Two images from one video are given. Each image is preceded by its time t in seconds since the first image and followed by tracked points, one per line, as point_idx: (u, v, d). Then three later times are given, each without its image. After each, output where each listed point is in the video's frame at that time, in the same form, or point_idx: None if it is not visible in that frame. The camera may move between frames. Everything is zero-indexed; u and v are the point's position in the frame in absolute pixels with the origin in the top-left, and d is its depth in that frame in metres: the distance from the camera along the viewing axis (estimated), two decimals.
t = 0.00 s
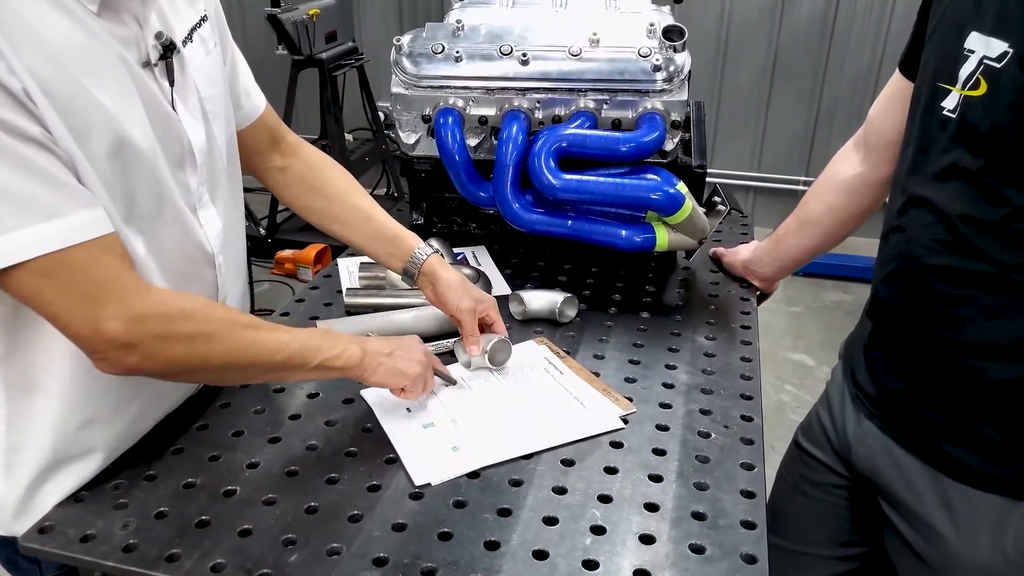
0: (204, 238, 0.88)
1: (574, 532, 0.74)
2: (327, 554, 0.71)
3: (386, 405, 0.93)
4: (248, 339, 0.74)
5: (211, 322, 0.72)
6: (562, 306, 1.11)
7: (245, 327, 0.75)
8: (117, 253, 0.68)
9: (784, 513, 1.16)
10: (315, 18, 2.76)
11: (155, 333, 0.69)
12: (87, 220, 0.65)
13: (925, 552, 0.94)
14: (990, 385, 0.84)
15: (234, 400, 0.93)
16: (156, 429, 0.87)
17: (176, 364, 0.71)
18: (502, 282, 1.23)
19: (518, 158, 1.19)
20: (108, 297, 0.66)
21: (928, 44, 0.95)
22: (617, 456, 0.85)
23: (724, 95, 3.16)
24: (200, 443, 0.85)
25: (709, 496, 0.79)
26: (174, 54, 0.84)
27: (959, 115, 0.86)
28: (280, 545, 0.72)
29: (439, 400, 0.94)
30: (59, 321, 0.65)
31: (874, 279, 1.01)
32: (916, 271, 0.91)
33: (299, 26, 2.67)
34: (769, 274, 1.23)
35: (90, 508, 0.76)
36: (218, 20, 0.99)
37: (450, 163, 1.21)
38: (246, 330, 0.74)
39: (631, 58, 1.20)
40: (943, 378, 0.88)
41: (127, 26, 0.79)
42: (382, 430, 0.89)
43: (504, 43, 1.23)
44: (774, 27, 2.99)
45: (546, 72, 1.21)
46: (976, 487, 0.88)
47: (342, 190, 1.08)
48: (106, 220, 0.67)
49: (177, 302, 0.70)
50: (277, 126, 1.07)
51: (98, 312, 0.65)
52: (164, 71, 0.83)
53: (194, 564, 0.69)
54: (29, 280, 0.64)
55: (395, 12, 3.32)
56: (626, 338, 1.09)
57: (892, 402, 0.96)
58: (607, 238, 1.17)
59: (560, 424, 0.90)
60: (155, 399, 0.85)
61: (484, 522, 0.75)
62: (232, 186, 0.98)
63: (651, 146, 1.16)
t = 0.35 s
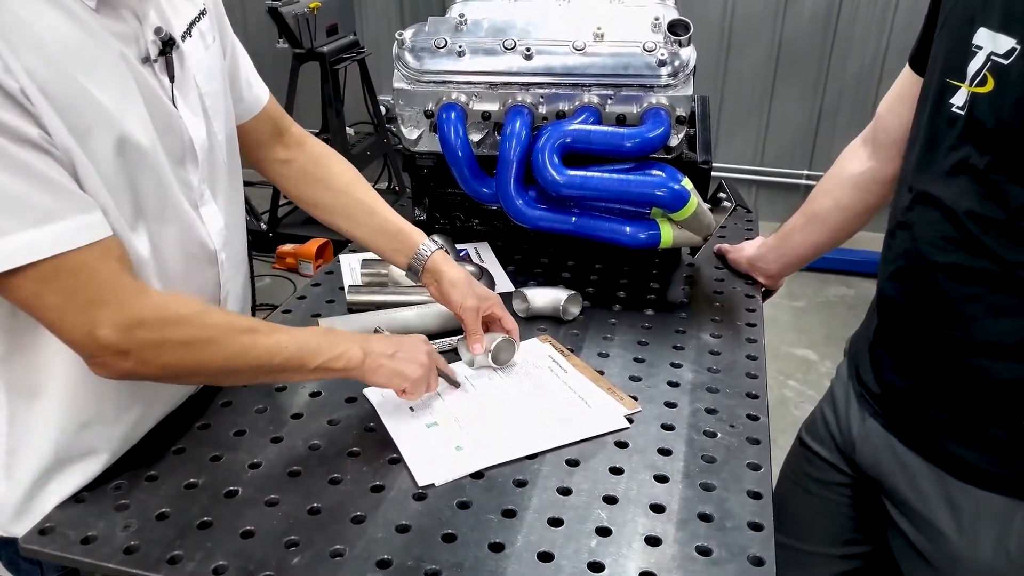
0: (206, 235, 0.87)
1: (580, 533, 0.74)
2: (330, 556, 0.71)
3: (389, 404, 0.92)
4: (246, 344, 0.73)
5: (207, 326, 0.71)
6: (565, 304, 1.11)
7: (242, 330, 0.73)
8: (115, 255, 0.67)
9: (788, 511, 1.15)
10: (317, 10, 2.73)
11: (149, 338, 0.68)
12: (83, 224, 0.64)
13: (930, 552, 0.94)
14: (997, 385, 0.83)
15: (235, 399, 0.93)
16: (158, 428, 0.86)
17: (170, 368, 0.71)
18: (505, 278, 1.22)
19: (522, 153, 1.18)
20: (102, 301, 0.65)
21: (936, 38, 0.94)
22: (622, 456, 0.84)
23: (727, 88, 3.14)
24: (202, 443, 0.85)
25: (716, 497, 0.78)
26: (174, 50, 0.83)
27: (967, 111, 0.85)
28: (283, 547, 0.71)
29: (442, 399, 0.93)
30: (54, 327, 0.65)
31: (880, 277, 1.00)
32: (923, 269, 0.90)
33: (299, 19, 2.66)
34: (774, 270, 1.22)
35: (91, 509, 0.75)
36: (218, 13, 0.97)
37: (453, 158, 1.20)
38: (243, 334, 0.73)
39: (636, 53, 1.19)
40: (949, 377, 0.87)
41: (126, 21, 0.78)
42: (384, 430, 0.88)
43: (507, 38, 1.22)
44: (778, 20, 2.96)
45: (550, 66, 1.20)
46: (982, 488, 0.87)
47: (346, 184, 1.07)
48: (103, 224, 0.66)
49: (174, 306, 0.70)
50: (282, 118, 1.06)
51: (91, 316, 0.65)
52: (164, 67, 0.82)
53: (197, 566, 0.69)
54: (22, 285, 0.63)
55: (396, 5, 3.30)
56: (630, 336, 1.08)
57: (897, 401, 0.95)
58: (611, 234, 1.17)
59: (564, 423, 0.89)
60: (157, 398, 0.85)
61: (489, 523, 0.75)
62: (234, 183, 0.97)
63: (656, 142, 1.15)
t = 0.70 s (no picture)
0: (206, 237, 0.86)
1: (584, 533, 0.73)
2: (332, 556, 0.70)
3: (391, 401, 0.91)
4: (190, 388, 0.71)
5: (152, 364, 0.69)
6: (570, 300, 1.09)
7: (186, 373, 0.71)
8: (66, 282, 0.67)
9: (790, 509, 1.15)
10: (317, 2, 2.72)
11: (85, 373, 0.66)
12: (40, 250, 0.63)
13: (936, 552, 0.93)
14: (1002, 383, 0.82)
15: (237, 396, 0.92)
16: (167, 426, 0.86)
17: (107, 404, 0.69)
18: (508, 273, 1.21)
19: (525, 147, 1.16)
20: (43, 330, 0.64)
21: (945, 29, 0.92)
22: (627, 455, 0.84)
23: (730, 81, 3.12)
24: (204, 441, 0.84)
25: (721, 496, 0.78)
26: (180, 47, 0.82)
27: (974, 104, 0.84)
28: (285, 547, 0.71)
29: (445, 397, 0.93)
30: None
31: (885, 272, 0.99)
32: (928, 264, 0.88)
33: (299, 11, 2.64)
34: (779, 266, 1.20)
35: (92, 508, 0.74)
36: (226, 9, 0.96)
37: (455, 152, 1.19)
38: (188, 377, 0.71)
39: (640, 45, 1.17)
40: (954, 375, 0.86)
41: (132, 19, 0.77)
42: (387, 428, 0.87)
43: (510, 30, 1.20)
44: (781, 12, 2.94)
45: (554, 59, 1.18)
46: (986, 487, 0.86)
47: (366, 180, 1.07)
48: (58, 254, 0.65)
49: (118, 341, 0.68)
50: (297, 112, 1.06)
51: (29, 344, 0.64)
52: (169, 65, 0.81)
53: (197, 566, 0.68)
54: None
55: None
56: (634, 332, 1.08)
57: (901, 399, 0.94)
58: (616, 229, 1.15)
59: (567, 421, 0.88)
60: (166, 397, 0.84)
61: (493, 522, 0.74)
62: (240, 181, 0.97)
63: (661, 136, 1.13)
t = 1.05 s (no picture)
0: (215, 234, 0.87)
1: (584, 530, 0.73)
2: (331, 553, 0.70)
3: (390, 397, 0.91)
4: (207, 392, 0.73)
5: (169, 374, 0.71)
6: (569, 295, 1.09)
7: (201, 378, 0.72)
8: (82, 293, 0.68)
9: (789, 505, 1.15)
10: None
11: (103, 382, 0.68)
12: (55, 261, 0.65)
13: (936, 550, 0.92)
14: (1000, 380, 0.81)
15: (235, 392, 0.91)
16: (163, 422, 0.86)
17: (127, 408, 0.71)
18: (508, 268, 1.21)
19: (525, 142, 1.16)
20: (59, 339, 0.66)
21: (946, 22, 0.92)
22: (627, 451, 0.83)
23: (731, 74, 3.11)
24: (202, 437, 0.84)
25: (721, 492, 0.77)
26: (183, 47, 0.82)
27: (974, 97, 0.83)
28: (283, 544, 0.70)
29: (445, 393, 0.92)
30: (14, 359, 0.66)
31: (883, 268, 0.99)
32: (927, 260, 0.88)
33: (298, 4, 2.62)
34: (779, 260, 1.19)
35: (89, 505, 0.74)
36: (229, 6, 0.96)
37: (455, 147, 1.18)
38: (205, 384, 0.72)
39: (641, 39, 1.17)
40: (952, 372, 0.86)
41: (137, 20, 0.77)
42: (385, 424, 0.87)
43: (510, 23, 1.20)
44: (783, 5, 2.92)
45: (554, 53, 1.18)
46: (985, 485, 0.86)
47: (363, 175, 1.07)
48: (71, 263, 0.66)
49: (135, 353, 0.69)
50: (295, 105, 1.06)
51: (47, 352, 0.66)
52: (174, 67, 0.81)
53: (194, 564, 0.68)
54: None
55: None
56: (634, 327, 1.07)
57: (899, 396, 0.94)
58: (615, 224, 1.15)
59: (565, 418, 0.88)
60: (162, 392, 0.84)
61: (493, 520, 0.73)
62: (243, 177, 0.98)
63: (662, 130, 1.13)
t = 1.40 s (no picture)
0: (215, 230, 0.86)
1: (586, 531, 0.72)
2: (331, 554, 0.69)
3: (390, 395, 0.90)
4: (224, 396, 0.75)
5: (188, 378, 0.73)
6: (571, 292, 1.08)
7: (218, 383, 0.74)
8: (102, 297, 0.68)
9: (794, 504, 1.14)
10: None
11: (125, 386, 0.70)
12: (75, 265, 0.65)
13: (941, 549, 0.92)
14: (1008, 379, 0.80)
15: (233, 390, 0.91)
16: (159, 420, 0.85)
17: (145, 410, 0.73)
18: (509, 265, 1.20)
19: (526, 137, 1.14)
20: (85, 344, 0.67)
21: (950, 16, 0.90)
22: (629, 450, 0.82)
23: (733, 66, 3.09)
24: (200, 436, 0.83)
25: (724, 492, 0.77)
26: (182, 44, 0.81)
27: (980, 92, 0.82)
28: (282, 545, 0.70)
29: (445, 392, 0.91)
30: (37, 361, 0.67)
31: (888, 264, 0.98)
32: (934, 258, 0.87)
33: None
34: (781, 256, 1.18)
35: (87, 506, 0.74)
36: None
37: (456, 142, 1.17)
38: (222, 388, 0.74)
39: (643, 32, 1.15)
40: (959, 371, 0.85)
41: (137, 19, 0.76)
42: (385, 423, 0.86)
43: (511, 17, 1.18)
44: None
45: (556, 47, 1.16)
46: (991, 484, 0.85)
47: (366, 169, 1.07)
48: (89, 265, 0.66)
49: (156, 357, 0.71)
50: (294, 96, 1.05)
51: (74, 356, 0.67)
52: (175, 66, 0.81)
53: (192, 565, 0.67)
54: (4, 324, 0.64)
55: None
56: (636, 324, 1.06)
57: (905, 395, 0.93)
58: (618, 220, 1.14)
59: (567, 417, 0.87)
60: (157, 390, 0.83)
61: (493, 520, 0.73)
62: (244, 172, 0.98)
63: (664, 125, 1.11)
